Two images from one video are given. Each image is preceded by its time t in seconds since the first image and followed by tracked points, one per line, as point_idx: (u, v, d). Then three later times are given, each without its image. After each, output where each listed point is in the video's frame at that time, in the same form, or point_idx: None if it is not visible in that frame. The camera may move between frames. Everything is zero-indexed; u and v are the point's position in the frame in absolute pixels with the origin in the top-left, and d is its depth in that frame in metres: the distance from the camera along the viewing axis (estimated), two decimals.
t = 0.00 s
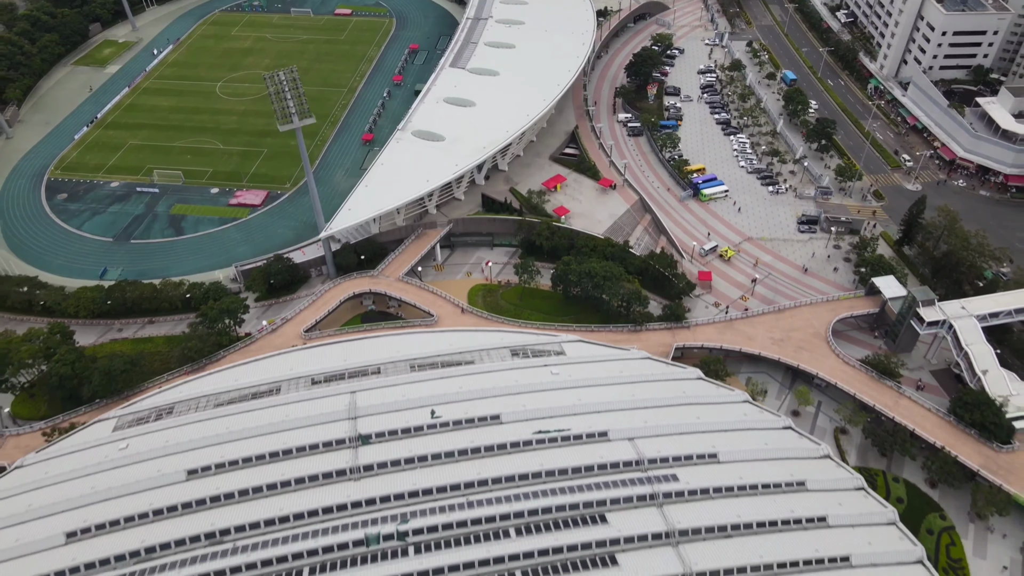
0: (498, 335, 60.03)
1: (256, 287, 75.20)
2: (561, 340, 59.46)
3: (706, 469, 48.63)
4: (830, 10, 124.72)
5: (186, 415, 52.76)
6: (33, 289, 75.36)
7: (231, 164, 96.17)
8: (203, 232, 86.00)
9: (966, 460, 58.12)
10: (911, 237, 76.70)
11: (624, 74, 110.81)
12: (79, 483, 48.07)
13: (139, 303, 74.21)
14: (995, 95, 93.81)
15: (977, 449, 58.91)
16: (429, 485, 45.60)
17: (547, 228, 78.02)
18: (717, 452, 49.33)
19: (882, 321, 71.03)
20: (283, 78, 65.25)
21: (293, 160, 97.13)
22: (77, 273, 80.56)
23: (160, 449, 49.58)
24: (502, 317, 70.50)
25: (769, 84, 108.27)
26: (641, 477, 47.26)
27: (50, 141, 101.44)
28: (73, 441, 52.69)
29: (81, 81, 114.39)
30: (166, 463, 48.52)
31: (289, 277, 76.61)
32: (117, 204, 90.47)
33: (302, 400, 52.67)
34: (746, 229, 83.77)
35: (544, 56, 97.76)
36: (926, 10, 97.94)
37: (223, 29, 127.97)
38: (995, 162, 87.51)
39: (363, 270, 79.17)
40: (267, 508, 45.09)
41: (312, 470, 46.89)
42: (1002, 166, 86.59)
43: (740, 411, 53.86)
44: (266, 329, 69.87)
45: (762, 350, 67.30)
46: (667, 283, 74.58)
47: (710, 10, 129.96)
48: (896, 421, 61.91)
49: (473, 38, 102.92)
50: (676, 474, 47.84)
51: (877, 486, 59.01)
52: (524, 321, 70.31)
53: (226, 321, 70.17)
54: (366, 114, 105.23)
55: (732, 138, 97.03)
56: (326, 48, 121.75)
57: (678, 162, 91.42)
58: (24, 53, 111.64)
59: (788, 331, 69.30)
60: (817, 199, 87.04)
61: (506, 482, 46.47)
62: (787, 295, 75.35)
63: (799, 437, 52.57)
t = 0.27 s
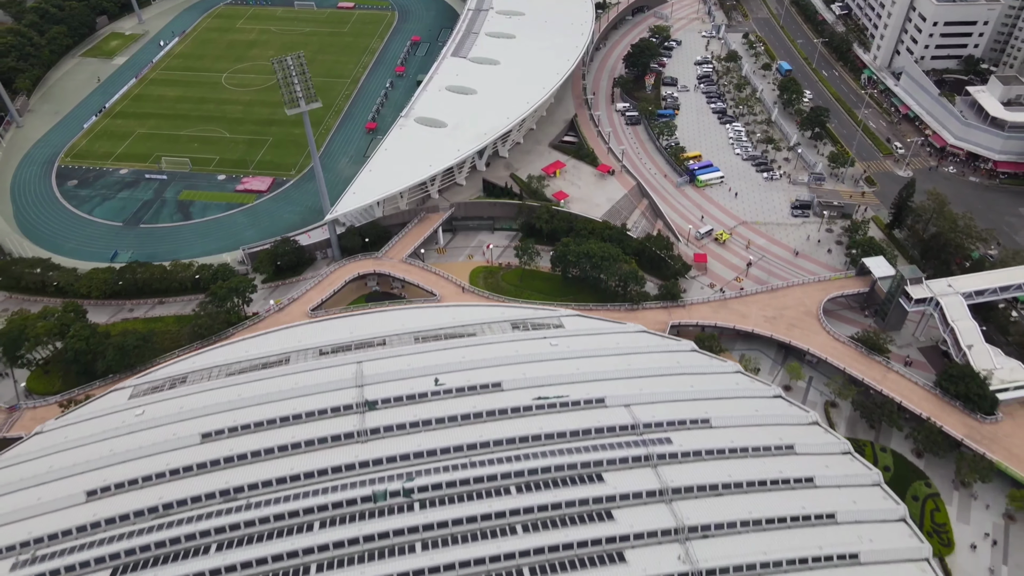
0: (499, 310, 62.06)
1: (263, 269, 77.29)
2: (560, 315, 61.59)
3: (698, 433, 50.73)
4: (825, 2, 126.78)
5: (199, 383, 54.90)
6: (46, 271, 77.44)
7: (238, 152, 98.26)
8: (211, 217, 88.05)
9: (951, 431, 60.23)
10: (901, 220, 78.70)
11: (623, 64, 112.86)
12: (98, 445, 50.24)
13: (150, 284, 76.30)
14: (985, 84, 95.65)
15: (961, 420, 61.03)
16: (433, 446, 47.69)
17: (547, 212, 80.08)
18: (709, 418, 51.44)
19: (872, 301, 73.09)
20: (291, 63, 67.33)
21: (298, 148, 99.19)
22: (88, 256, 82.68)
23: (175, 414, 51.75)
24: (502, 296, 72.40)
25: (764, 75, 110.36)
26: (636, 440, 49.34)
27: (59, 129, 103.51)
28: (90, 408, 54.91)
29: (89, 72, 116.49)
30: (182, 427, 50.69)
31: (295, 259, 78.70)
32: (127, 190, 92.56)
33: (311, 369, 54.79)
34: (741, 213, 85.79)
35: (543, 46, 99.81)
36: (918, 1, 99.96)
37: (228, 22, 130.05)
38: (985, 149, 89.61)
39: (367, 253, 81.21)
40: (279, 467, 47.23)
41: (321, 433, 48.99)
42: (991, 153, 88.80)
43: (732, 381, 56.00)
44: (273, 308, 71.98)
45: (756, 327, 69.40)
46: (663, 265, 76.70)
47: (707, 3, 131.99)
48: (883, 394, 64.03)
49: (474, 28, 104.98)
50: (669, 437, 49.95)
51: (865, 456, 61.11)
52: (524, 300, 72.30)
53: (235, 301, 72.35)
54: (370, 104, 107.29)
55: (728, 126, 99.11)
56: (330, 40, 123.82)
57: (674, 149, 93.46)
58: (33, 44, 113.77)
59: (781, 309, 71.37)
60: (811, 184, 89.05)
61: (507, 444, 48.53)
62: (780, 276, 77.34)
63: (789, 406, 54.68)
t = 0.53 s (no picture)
0: (499, 289, 63.90)
1: (269, 252, 79.22)
2: (559, 293, 63.47)
3: (692, 403, 52.60)
4: None
5: (209, 357, 56.82)
6: (58, 254, 79.27)
7: (243, 141, 100.13)
8: (217, 203, 89.94)
9: (938, 404, 62.17)
10: (892, 205, 80.55)
11: (621, 56, 114.76)
12: (113, 414, 52.23)
13: (159, 267, 78.21)
14: (976, 74, 97.52)
15: (948, 395, 62.97)
16: (437, 414, 49.53)
17: (546, 197, 82.03)
18: (702, 388, 53.36)
19: (864, 283, 75.02)
20: (297, 51, 69.29)
21: (302, 137, 101.06)
22: (98, 241, 84.60)
23: (187, 385, 53.70)
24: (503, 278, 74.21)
25: (760, 66, 112.27)
26: (632, 408, 51.24)
27: (67, 120, 105.40)
28: (105, 380, 56.89)
29: (95, 64, 118.39)
30: (194, 396, 52.63)
31: (300, 244, 80.60)
32: (135, 178, 94.45)
33: (318, 343, 56.68)
34: (737, 200, 87.66)
35: (543, 38, 101.71)
36: None
37: (232, 16, 131.97)
38: (976, 137, 91.65)
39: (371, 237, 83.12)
40: (288, 433, 49.16)
41: (328, 401, 50.87)
42: (982, 142, 90.84)
43: (725, 355, 57.92)
44: (279, 289, 73.89)
45: (750, 308, 71.31)
46: (660, 249, 78.67)
47: None
48: (873, 370, 65.96)
49: (475, 20, 106.90)
50: (664, 406, 51.84)
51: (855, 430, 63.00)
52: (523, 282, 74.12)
53: (242, 283, 74.43)
54: (372, 95, 109.14)
55: (724, 116, 101.01)
56: (333, 33, 125.69)
57: (671, 138, 95.34)
58: (41, 36, 115.66)
59: (774, 290, 73.25)
60: (805, 172, 90.95)
61: (508, 413, 50.38)
62: (775, 259, 79.12)
63: (780, 378, 56.59)
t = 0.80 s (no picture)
0: (500, 267, 65.84)
1: (276, 236, 81.26)
2: (558, 271, 65.46)
3: (686, 373, 54.56)
4: None
5: (220, 331, 58.85)
6: (69, 238, 81.18)
7: (249, 130, 102.11)
8: (224, 190, 91.89)
9: (924, 379, 64.22)
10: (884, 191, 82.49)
11: (619, 48, 116.71)
12: (129, 384, 54.32)
13: (168, 251, 80.19)
14: (967, 64, 99.40)
15: (935, 370, 65.03)
16: (440, 382, 51.55)
17: (546, 182, 84.02)
18: (696, 359, 55.37)
19: (855, 265, 77.02)
20: (303, 37, 71.29)
21: (306, 127, 103.01)
22: (108, 226, 86.55)
23: (199, 356, 55.75)
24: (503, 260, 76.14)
25: (756, 58, 114.23)
26: (628, 377, 53.26)
27: (76, 110, 107.37)
28: (119, 353, 59.00)
29: (103, 56, 120.39)
30: (206, 367, 54.67)
31: (306, 228, 82.59)
32: (143, 166, 96.44)
33: (325, 317, 58.66)
34: (732, 186, 89.59)
35: (543, 29, 103.64)
36: None
37: (237, 9, 133.93)
38: (966, 126, 93.60)
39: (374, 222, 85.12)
40: (297, 400, 51.16)
41: (335, 371, 52.85)
42: (973, 130, 92.77)
43: (719, 330, 59.90)
44: (286, 271, 75.87)
45: (744, 288, 73.32)
46: (657, 233, 80.67)
47: None
48: (863, 347, 67.99)
49: (476, 12, 108.90)
50: (660, 376, 53.81)
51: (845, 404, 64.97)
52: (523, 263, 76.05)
53: (249, 265, 76.49)
54: (375, 86, 111.09)
55: (720, 106, 102.99)
56: (336, 25, 127.68)
57: (668, 126, 97.30)
58: (49, 28, 117.65)
59: (768, 272, 75.20)
60: (799, 159, 92.92)
61: (509, 381, 52.42)
62: (769, 243, 81.00)
63: (771, 351, 58.70)
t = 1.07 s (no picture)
0: (501, 247, 67.72)
1: (281, 221, 83.17)
2: (557, 251, 67.36)
3: (681, 347, 56.48)
4: None
5: (230, 307, 60.81)
6: (79, 223, 83.03)
7: (254, 120, 104.02)
8: (230, 177, 93.76)
9: (913, 356, 66.10)
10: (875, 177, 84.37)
11: (618, 40, 118.62)
12: (143, 357, 56.36)
13: (176, 235, 82.12)
14: (959, 55, 101.41)
15: (923, 347, 66.95)
16: (443, 353, 53.54)
17: (545, 169, 85.93)
18: (690, 333, 57.31)
19: (847, 248, 78.91)
20: (308, 26, 73.58)
21: (310, 116, 104.90)
22: (117, 212, 88.45)
23: (210, 330, 57.74)
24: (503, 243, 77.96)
25: (752, 50, 116.21)
26: (624, 349, 55.20)
27: (84, 100, 109.30)
28: (133, 329, 61.04)
29: (109, 48, 122.38)
30: (217, 340, 56.64)
31: (310, 213, 84.45)
32: (150, 154, 98.35)
33: (331, 293, 60.59)
34: (728, 174, 91.41)
35: (542, 21, 105.58)
36: None
37: (241, 3, 135.97)
38: (957, 115, 95.46)
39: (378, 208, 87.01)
40: (306, 370, 53.14)
41: (341, 343, 54.81)
42: (963, 119, 94.57)
43: (712, 306, 61.84)
44: (291, 254, 77.77)
45: (738, 270, 75.20)
46: (653, 217, 82.55)
47: None
48: (853, 326, 69.88)
49: (477, 5, 110.88)
50: (655, 348, 55.73)
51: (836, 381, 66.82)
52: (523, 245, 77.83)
53: (256, 248, 78.36)
54: (378, 77, 113.01)
55: (716, 96, 104.92)
56: (339, 19, 129.65)
57: (665, 115, 99.16)
58: (57, 21, 119.65)
59: (762, 255, 77.12)
60: (793, 147, 94.75)
61: (509, 353, 54.38)
62: (763, 227, 82.78)
63: (763, 327, 60.61)
